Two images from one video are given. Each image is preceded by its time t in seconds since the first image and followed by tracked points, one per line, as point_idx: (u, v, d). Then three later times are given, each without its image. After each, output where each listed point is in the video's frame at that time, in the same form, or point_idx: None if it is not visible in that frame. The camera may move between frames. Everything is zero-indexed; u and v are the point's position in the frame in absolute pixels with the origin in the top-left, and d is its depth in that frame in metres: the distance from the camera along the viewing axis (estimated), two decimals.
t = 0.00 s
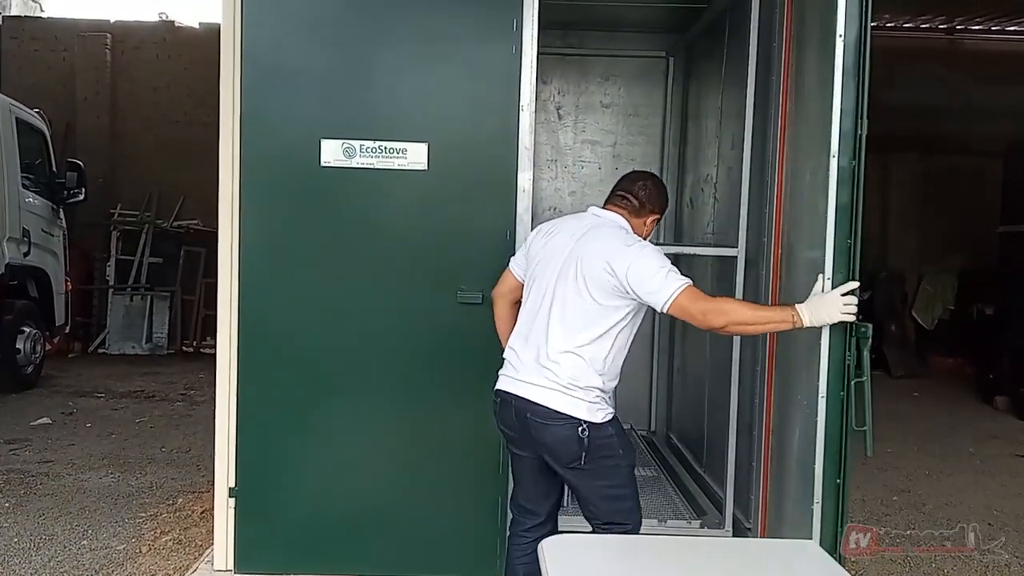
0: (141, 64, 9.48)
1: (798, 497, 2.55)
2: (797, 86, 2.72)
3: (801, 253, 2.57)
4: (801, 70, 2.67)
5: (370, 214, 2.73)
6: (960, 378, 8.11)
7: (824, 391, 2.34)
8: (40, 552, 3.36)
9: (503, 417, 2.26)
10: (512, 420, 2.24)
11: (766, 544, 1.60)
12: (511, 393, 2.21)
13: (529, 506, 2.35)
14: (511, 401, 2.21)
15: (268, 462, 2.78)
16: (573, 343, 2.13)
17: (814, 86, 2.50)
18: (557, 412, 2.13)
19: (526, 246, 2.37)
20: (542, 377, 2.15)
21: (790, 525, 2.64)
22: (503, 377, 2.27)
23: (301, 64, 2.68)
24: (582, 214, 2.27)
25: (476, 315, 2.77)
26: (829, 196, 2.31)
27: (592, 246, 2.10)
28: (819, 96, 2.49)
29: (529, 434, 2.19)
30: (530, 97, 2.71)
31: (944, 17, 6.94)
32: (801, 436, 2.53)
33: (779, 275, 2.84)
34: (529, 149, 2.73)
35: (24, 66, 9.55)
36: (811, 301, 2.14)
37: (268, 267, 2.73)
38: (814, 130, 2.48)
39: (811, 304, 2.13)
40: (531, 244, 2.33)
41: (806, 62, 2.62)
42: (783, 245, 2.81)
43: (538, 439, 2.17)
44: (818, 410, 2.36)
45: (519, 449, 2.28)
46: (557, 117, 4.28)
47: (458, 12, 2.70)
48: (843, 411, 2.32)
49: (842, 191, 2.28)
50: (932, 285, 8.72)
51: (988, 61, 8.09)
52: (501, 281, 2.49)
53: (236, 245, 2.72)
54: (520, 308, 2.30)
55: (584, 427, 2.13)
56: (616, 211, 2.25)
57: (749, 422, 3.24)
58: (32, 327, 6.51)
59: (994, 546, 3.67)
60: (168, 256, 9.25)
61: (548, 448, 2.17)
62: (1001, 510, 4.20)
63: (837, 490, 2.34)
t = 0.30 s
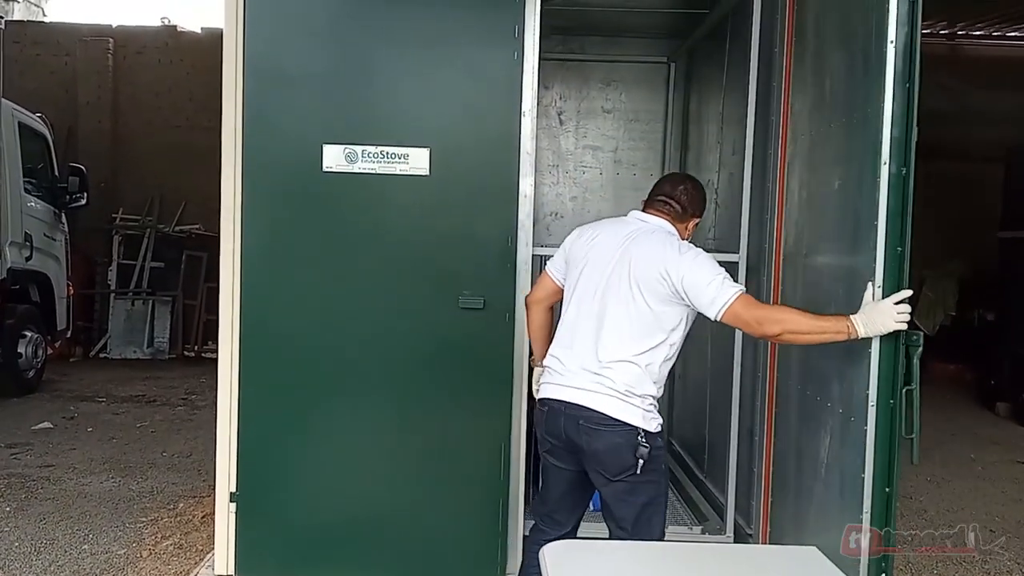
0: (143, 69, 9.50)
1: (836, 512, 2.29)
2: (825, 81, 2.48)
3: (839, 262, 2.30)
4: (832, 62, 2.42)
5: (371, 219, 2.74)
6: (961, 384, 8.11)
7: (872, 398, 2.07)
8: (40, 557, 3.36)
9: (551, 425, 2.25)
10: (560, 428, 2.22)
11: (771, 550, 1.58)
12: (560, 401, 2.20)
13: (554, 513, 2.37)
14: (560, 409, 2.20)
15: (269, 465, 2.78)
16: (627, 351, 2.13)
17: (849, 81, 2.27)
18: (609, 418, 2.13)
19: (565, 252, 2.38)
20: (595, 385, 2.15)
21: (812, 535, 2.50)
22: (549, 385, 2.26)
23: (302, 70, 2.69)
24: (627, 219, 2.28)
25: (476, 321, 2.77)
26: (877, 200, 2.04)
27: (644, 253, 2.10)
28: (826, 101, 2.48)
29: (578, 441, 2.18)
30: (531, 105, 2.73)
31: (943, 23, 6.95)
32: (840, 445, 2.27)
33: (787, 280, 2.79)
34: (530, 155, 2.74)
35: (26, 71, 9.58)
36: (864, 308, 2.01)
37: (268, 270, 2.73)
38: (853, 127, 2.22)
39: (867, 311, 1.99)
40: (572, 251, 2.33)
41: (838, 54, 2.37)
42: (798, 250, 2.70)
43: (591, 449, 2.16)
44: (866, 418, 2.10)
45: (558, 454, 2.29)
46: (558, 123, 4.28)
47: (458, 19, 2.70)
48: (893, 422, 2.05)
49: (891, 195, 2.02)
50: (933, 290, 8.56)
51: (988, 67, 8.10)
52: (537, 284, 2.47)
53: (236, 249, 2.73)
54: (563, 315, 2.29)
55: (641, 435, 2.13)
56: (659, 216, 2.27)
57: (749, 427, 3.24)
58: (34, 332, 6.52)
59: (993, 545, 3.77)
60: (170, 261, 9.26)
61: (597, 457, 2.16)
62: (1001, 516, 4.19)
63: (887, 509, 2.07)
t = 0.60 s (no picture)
0: (141, 76, 9.52)
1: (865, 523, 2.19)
2: (835, 85, 2.45)
3: (863, 270, 2.20)
4: (848, 66, 2.35)
5: (370, 225, 2.74)
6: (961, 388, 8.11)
7: (909, 405, 1.98)
8: (40, 565, 3.36)
9: (572, 431, 2.32)
10: (581, 434, 2.29)
11: (772, 555, 1.58)
12: (584, 406, 2.27)
13: (568, 522, 2.44)
14: (583, 414, 2.28)
15: (269, 472, 2.78)
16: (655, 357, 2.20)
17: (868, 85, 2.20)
18: (635, 425, 2.21)
19: (590, 258, 2.44)
20: (621, 391, 2.22)
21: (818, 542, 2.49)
22: (572, 389, 2.32)
23: (302, 76, 2.69)
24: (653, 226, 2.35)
25: (476, 327, 2.77)
26: (913, 208, 1.93)
27: (676, 262, 2.16)
28: (830, 107, 2.48)
29: (598, 447, 2.26)
30: (530, 111, 2.73)
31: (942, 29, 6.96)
32: (869, 453, 2.17)
33: (789, 285, 2.80)
34: (529, 160, 2.74)
35: (25, 78, 9.59)
36: (901, 315, 1.93)
37: (268, 274, 2.73)
38: (880, 132, 2.12)
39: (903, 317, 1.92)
40: (599, 258, 2.39)
41: (855, 58, 2.30)
42: (803, 255, 2.69)
43: (612, 456, 2.24)
44: (901, 427, 2.00)
45: (577, 460, 2.37)
46: (556, 129, 4.29)
47: (457, 26, 2.71)
48: (930, 429, 1.95)
49: (928, 203, 1.91)
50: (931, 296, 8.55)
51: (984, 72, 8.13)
52: (557, 290, 2.60)
53: (236, 256, 2.72)
54: (589, 319, 2.34)
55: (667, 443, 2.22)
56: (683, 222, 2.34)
57: (749, 431, 3.25)
58: (33, 339, 6.52)
59: (993, 546, 3.83)
60: (168, 268, 9.26)
61: (616, 462, 2.24)
62: (1001, 520, 4.19)
63: (924, 520, 1.98)
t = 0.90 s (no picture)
0: (142, 82, 9.53)
1: (884, 527, 2.17)
2: (841, 88, 2.44)
3: (879, 273, 2.19)
4: (860, 70, 2.35)
5: (371, 229, 2.74)
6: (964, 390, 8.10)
7: (934, 407, 1.96)
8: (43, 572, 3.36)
9: (581, 432, 2.33)
10: (591, 436, 2.30)
11: (777, 559, 1.58)
12: (596, 407, 2.28)
13: (571, 525, 2.45)
14: (594, 416, 2.29)
15: (271, 476, 2.78)
16: (672, 362, 2.22)
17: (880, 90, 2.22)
18: (646, 428, 2.23)
19: (609, 259, 2.43)
20: (634, 394, 2.24)
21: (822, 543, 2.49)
22: (584, 390, 2.33)
23: (302, 82, 2.70)
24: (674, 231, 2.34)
25: (477, 331, 2.77)
26: (938, 212, 1.93)
27: (698, 268, 2.16)
28: (836, 110, 2.49)
29: (609, 450, 2.27)
30: (530, 115, 2.73)
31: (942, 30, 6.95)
32: (887, 457, 2.16)
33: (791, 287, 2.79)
34: (529, 164, 2.74)
35: (26, 85, 9.61)
36: (929, 317, 1.93)
37: (270, 277, 2.73)
38: (897, 136, 2.12)
39: (931, 319, 1.92)
40: (617, 261, 2.39)
41: (867, 61, 2.30)
42: (807, 257, 2.69)
43: (622, 459, 2.25)
44: (928, 429, 1.98)
45: (584, 462, 2.38)
46: (556, 133, 4.29)
47: (457, 31, 2.72)
48: (958, 430, 1.94)
49: (953, 207, 1.90)
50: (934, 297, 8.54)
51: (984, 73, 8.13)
52: (570, 285, 2.58)
53: (238, 261, 2.73)
54: (604, 320, 2.34)
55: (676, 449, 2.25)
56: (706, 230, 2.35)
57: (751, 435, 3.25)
58: (34, 346, 6.52)
59: (993, 545, 3.84)
60: (169, 274, 9.27)
61: (626, 465, 2.26)
62: (1005, 522, 4.18)
63: (950, 522, 1.95)
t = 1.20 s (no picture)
0: (145, 83, 9.54)
1: (896, 525, 2.16)
2: (850, 83, 2.43)
3: (890, 269, 2.19)
4: (869, 65, 2.34)
5: (373, 228, 2.74)
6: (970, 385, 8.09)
7: (949, 404, 1.95)
8: (49, 571, 3.37)
9: (593, 429, 2.33)
10: (603, 432, 2.31)
11: (784, 555, 1.58)
12: (609, 403, 2.29)
13: (584, 521, 2.46)
14: (606, 413, 2.29)
15: (277, 474, 2.78)
16: (684, 360, 2.22)
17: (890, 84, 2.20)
18: (657, 425, 2.24)
19: (624, 256, 2.43)
20: (647, 391, 2.24)
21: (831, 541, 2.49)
22: (596, 386, 2.34)
23: (306, 81, 2.70)
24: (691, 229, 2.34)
25: (482, 328, 2.77)
26: (952, 207, 1.92)
27: (713, 266, 2.16)
28: (842, 105, 2.48)
29: (621, 446, 2.28)
30: (533, 113, 2.73)
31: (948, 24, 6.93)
32: (900, 453, 2.15)
33: (796, 283, 2.79)
34: (533, 162, 2.74)
35: (30, 86, 9.64)
36: (942, 314, 1.91)
37: (273, 277, 2.74)
38: (909, 131, 2.11)
39: (946, 316, 1.90)
40: (632, 257, 2.38)
41: (877, 56, 2.29)
42: (813, 253, 2.68)
43: (633, 455, 2.26)
44: (943, 424, 1.97)
45: (596, 458, 2.39)
46: (560, 131, 4.29)
47: (460, 28, 2.71)
48: (973, 426, 1.93)
49: (967, 203, 1.89)
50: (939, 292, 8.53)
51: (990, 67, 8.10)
52: (584, 283, 2.58)
53: (242, 260, 2.73)
54: (619, 316, 2.34)
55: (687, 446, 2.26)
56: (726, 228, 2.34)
57: (756, 432, 3.24)
58: (40, 346, 6.53)
59: (994, 544, 3.80)
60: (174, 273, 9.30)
61: (636, 462, 2.27)
62: (1011, 517, 4.18)
63: (965, 519, 1.94)
